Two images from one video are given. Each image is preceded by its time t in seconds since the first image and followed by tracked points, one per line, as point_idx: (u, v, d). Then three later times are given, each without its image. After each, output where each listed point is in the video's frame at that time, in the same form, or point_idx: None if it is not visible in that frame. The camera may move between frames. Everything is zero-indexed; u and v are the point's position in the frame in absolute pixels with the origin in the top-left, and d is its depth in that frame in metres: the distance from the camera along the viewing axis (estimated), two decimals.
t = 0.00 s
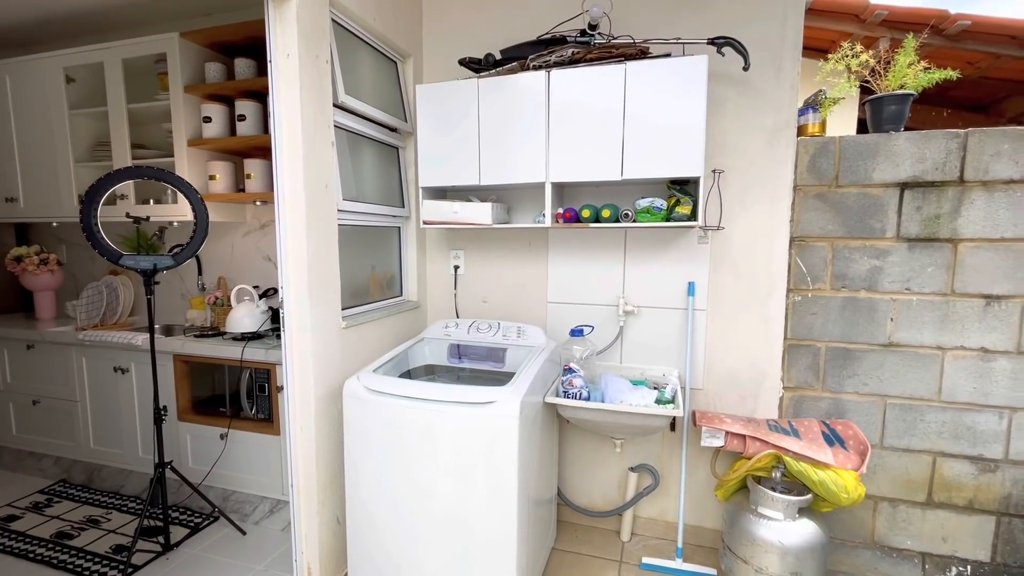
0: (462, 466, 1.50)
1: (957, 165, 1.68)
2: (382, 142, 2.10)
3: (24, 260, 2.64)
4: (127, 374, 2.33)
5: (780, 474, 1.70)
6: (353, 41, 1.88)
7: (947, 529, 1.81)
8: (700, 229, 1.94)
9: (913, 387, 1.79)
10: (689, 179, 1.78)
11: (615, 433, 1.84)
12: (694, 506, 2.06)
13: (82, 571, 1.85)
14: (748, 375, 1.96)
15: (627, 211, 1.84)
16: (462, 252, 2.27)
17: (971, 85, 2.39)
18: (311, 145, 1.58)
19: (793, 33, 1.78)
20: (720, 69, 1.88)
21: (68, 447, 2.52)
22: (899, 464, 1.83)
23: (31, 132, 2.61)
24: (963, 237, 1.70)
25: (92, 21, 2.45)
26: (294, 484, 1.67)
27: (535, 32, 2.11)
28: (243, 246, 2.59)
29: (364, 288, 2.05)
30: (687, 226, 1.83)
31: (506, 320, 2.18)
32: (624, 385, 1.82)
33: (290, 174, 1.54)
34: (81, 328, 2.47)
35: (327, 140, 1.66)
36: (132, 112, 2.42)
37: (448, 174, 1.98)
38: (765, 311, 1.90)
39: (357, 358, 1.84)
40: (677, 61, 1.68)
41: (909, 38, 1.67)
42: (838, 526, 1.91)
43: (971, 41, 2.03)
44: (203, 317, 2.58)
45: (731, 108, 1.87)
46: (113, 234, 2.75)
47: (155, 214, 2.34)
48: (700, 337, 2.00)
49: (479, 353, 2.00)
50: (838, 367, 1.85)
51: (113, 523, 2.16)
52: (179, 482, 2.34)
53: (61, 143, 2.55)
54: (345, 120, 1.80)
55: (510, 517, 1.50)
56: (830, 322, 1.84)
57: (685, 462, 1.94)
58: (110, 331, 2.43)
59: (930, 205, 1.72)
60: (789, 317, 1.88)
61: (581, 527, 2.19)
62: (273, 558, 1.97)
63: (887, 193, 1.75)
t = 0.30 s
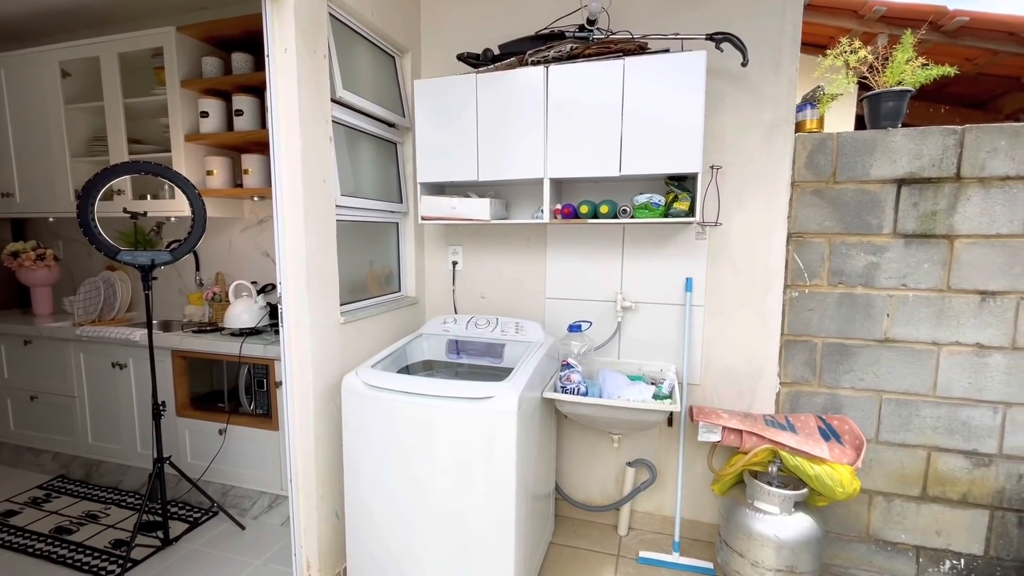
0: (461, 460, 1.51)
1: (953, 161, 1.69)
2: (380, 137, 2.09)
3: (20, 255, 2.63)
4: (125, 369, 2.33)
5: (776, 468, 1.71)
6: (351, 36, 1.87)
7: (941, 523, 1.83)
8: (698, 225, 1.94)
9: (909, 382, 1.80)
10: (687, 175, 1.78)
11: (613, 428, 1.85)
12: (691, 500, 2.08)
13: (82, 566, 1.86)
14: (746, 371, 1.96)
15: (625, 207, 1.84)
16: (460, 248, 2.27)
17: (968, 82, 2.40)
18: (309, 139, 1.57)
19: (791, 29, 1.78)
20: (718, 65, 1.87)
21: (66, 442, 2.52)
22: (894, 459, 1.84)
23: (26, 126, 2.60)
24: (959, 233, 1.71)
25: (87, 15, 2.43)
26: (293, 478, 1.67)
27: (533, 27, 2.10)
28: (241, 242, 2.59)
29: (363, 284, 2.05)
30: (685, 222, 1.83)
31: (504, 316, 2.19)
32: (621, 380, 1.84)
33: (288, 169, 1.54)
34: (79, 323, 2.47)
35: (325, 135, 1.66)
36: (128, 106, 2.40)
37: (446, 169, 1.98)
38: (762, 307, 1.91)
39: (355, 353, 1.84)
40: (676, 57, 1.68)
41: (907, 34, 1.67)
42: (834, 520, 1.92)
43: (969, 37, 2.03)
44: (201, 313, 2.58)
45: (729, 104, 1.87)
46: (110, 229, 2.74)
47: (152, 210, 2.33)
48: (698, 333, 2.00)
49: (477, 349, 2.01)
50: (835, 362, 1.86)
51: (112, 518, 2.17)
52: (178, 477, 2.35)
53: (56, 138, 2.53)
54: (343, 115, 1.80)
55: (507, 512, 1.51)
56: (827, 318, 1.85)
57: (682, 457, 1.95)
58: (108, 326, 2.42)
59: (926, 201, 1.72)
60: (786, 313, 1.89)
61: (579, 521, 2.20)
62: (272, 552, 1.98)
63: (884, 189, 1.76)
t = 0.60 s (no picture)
0: (460, 453, 1.52)
1: (951, 155, 1.69)
2: (378, 130, 2.09)
3: (17, 248, 2.62)
4: (124, 363, 2.34)
5: (772, 460, 1.73)
6: (348, 27, 1.86)
7: (935, 513, 1.85)
8: (696, 218, 1.94)
9: (904, 374, 1.81)
10: (686, 168, 1.78)
11: (611, 421, 1.86)
12: (688, 492, 2.09)
13: (83, 557, 1.87)
14: (743, 363, 1.97)
15: (623, 200, 1.84)
16: (459, 242, 2.27)
17: (967, 75, 2.40)
18: (306, 132, 1.57)
19: (791, 21, 1.78)
20: (718, 57, 1.87)
21: (66, 435, 2.53)
22: (889, 450, 1.86)
23: (21, 118, 2.58)
24: (955, 226, 1.72)
25: (82, 5, 2.41)
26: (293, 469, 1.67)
27: (531, 19, 2.09)
28: (239, 235, 2.58)
29: (361, 277, 2.05)
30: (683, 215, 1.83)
31: (503, 309, 2.19)
32: (619, 373, 1.85)
33: (286, 162, 1.54)
34: (77, 317, 2.47)
35: (323, 127, 1.66)
36: (124, 98, 2.39)
37: (444, 162, 1.97)
38: (760, 300, 1.92)
39: (354, 346, 1.85)
40: (675, 50, 1.68)
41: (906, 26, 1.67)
42: (829, 511, 1.94)
43: (968, 29, 2.03)
44: (200, 306, 2.58)
45: (728, 96, 1.87)
46: (107, 222, 2.73)
47: (149, 203, 2.32)
48: (696, 326, 2.01)
49: (476, 342, 2.02)
50: (831, 355, 1.87)
51: (113, 510, 2.18)
52: (178, 469, 2.36)
53: (51, 130, 2.52)
54: (342, 108, 1.79)
55: (506, 505, 1.52)
56: (824, 310, 1.86)
57: (679, 448, 1.97)
58: (106, 320, 2.42)
59: (924, 194, 1.73)
60: (783, 306, 1.90)
61: (577, 512, 2.23)
62: (272, 544, 2.00)
63: (882, 182, 1.76)
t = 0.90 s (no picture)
0: (461, 442, 1.53)
1: (951, 144, 1.69)
2: (376, 120, 2.07)
3: (14, 240, 2.61)
4: (124, 354, 2.34)
5: (770, 448, 1.74)
6: (345, 15, 1.84)
7: (930, 500, 1.87)
8: (696, 208, 1.94)
9: (902, 363, 1.82)
10: (686, 157, 1.78)
11: (610, 410, 1.87)
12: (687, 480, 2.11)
13: (86, 546, 1.89)
14: (742, 353, 1.98)
15: (623, 190, 1.84)
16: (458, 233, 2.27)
17: (968, 64, 2.39)
18: (305, 122, 1.56)
19: (792, 9, 1.76)
20: (718, 45, 1.85)
21: (67, 426, 2.53)
22: (885, 439, 1.88)
23: (16, 108, 2.56)
24: (954, 216, 1.72)
25: None
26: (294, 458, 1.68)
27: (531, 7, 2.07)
28: (237, 226, 2.57)
29: (360, 268, 2.05)
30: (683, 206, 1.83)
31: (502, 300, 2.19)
32: (618, 362, 1.86)
33: (284, 152, 1.53)
34: (75, 308, 2.47)
35: (321, 117, 1.65)
36: (119, 87, 2.36)
37: (443, 152, 1.97)
38: (759, 290, 1.92)
39: (353, 337, 1.85)
40: (675, 38, 1.66)
41: (908, 14, 1.66)
42: (826, 498, 1.96)
43: (971, 18, 2.02)
44: (199, 298, 2.57)
45: (728, 86, 1.86)
46: (105, 213, 2.72)
47: (146, 193, 2.31)
48: (695, 316, 2.01)
49: (476, 332, 2.02)
50: (829, 344, 1.88)
51: (115, 500, 2.19)
52: (179, 460, 2.37)
53: (46, 120, 2.49)
54: (339, 97, 1.78)
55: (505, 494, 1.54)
56: (822, 300, 1.87)
57: (677, 437, 1.98)
58: (105, 311, 2.42)
59: (923, 183, 1.73)
60: (781, 296, 1.90)
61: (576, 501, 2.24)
62: (274, 532, 2.01)
63: (882, 172, 1.76)
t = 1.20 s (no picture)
0: (462, 429, 1.54)
1: (954, 130, 1.68)
2: (375, 107, 2.06)
3: (11, 230, 2.60)
4: (124, 344, 2.34)
5: (768, 435, 1.75)
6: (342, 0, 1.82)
7: (926, 486, 1.88)
8: (696, 195, 1.93)
9: (900, 351, 1.83)
10: (686, 144, 1.76)
11: (610, 398, 1.88)
12: (686, 467, 2.12)
13: (90, 533, 1.91)
14: (741, 341, 1.98)
15: (623, 177, 1.83)
16: (458, 221, 2.26)
17: (972, 51, 2.37)
18: (303, 109, 1.55)
19: None
20: (720, 31, 1.83)
21: (68, 416, 2.54)
22: (883, 425, 1.89)
23: (10, 96, 2.53)
24: (955, 202, 1.71)
25: None
26: (295, 444, 1.69)
27: None
28: (235, 215, 2.56)
29: (360, 257, 2.05)
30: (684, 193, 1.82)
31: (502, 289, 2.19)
32: (618, 350, 1.87)
33: (281, 140, 1.53)
34: (75, 298, 2.46)
35: (320, 105, 1.63)
36: (114, 75, 2.34)
37: (441, 139, 1.95)
38: (759, 278, 1.92)
39: (353, 325, 1.85)
40: (676, 22, 1.65)
41: None
42: (823, 484, 1.98)
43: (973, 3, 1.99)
44: (198, 287, 2.57)
45: (730, 71, 1.84)
46: (102, 203, 2.71)
47: (144, 182, 2.30)
48: (695, 304, 2.01)
49: (476, 321, 2.03)
50: (829, 332, 1.88)
51: (118, 488, 2.20)
52: (180, 449, 2.38)
53: (41, 108, 2.47)
54: (337, 83, 1.76)
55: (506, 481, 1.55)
56: (822, 288, 1.87)
57: (677, 424, 1.99)
58: (105, 301, 2.42)
59: (924, 170, 1.72)
60: (781, 284, 1.90)
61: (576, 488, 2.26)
62: (277, 519, 2.03)
63: (883, 158, 1.75)
